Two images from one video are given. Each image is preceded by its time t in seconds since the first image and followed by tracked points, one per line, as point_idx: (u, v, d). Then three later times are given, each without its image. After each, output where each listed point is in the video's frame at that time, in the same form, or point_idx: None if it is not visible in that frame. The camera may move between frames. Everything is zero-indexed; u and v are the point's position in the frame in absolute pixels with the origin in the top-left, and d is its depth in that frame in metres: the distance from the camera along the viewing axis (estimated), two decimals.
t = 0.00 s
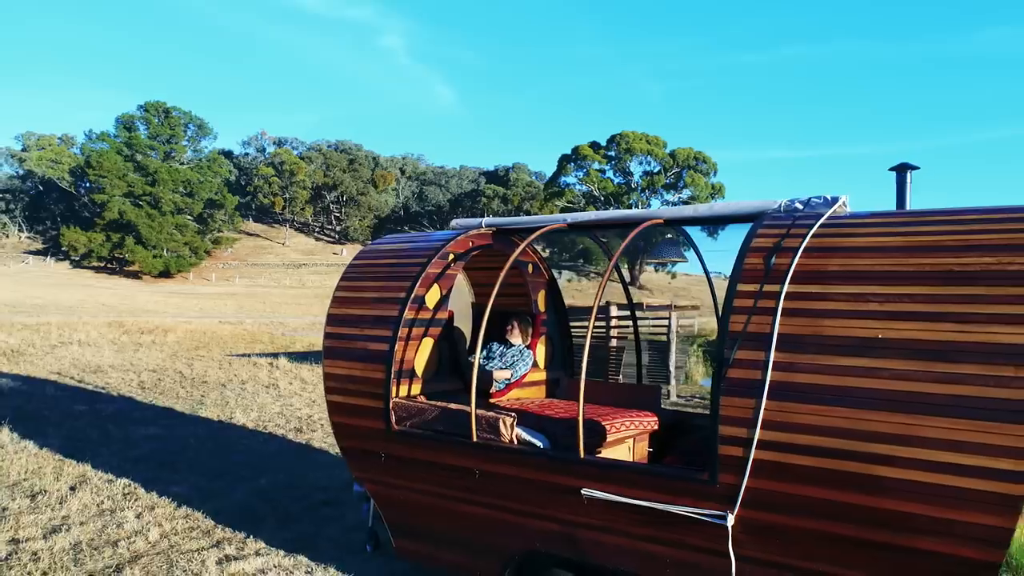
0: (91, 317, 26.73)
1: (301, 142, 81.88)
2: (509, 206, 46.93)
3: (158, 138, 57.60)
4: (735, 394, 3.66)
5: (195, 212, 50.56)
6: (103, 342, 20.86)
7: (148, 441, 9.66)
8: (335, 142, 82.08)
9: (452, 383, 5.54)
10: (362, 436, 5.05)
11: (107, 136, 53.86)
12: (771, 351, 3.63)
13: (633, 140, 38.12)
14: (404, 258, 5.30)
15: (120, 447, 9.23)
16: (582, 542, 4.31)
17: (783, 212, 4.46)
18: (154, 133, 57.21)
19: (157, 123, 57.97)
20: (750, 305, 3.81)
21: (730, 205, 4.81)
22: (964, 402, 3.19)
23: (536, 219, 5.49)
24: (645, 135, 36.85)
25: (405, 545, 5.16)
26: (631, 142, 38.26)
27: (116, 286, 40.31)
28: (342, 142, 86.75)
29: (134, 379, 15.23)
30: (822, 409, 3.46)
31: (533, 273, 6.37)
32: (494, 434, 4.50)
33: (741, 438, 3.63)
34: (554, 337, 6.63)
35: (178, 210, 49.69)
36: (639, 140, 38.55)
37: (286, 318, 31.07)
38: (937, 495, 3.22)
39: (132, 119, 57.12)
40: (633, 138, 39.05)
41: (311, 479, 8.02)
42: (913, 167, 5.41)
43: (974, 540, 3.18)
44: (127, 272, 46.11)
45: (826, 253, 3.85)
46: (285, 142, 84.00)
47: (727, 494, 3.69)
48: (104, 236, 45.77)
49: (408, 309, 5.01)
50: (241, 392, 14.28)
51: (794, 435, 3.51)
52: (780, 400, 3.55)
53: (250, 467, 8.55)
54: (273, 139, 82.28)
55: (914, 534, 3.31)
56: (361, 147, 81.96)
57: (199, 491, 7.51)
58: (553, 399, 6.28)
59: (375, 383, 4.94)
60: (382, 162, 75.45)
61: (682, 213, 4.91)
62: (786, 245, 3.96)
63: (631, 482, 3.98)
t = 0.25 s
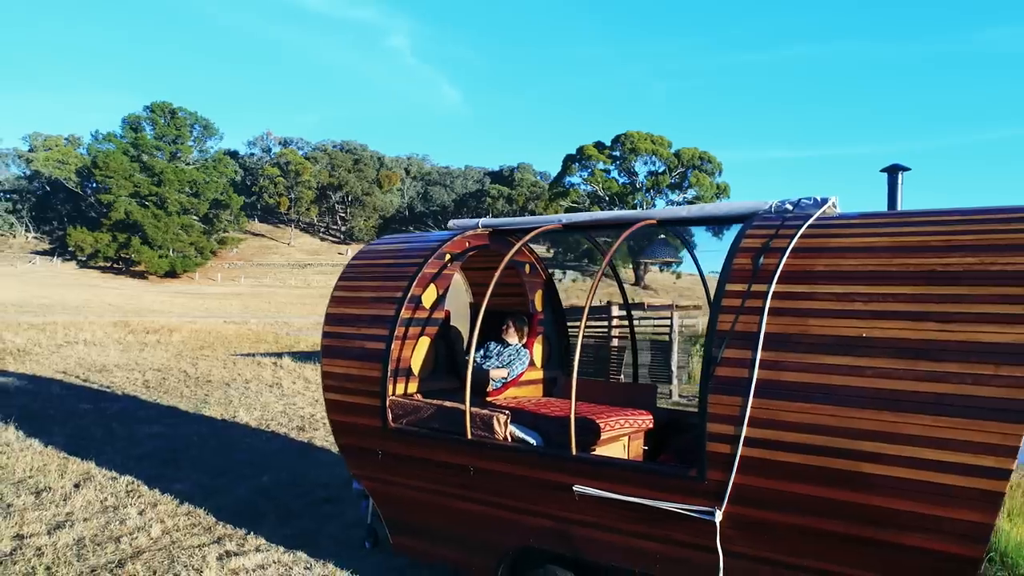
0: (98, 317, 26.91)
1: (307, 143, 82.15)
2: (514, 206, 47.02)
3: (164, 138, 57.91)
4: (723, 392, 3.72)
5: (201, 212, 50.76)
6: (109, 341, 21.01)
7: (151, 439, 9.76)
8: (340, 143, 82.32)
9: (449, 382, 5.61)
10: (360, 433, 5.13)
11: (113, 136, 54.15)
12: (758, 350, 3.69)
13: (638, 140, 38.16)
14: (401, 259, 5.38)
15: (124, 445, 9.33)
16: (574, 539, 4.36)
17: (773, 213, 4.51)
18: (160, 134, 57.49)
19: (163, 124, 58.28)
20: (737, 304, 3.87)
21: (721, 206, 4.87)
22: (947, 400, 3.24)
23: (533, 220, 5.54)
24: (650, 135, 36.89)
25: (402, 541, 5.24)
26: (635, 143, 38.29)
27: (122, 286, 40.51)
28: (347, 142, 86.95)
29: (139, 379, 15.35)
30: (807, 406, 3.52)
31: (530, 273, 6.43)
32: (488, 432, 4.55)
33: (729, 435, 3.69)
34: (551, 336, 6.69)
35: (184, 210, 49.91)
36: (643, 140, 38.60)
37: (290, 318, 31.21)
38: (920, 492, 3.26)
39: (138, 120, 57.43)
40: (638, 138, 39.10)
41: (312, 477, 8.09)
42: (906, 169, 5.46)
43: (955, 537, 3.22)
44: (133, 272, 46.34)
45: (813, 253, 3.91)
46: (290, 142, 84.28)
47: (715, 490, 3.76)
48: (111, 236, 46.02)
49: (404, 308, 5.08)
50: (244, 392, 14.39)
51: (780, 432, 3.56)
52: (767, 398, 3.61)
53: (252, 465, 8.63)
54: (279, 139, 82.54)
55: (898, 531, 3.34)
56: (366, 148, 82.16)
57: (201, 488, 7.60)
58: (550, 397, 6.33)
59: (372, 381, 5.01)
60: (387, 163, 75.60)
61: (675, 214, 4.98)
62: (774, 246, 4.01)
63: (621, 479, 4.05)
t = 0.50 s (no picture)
0: (103, 317, 27.07)
1: (312, 143, 82.38)
2: (518, 205, 47.08)
3: (169, 138, 58.19)
4: (712, 391, 3.78)
5: (206, 212, 50.95)
6: (114, 341, 21.14)
7: (155, 438, 9.85)
8: (345, 143, 82.49)
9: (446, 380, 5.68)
10: (358, 431, 5.20)
11: (119, 137, 54.40)
12: (746, 349, 3.75)
13: (642, 140, 38.19)
14: (399, 258, 5.45)
15: (128, 443, 9.41)
16: (567, 535, 4.41)
17: (765, 214, 4.57)
18: (165, 134, 57.74)
19: (168, 124, 58.52)
20: (728, 304, 3.92)
21: (714, 207, 4.92)
22: (931, 398, 3.30)
23: (532, 220, 5.62)
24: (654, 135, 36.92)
25: (399, 538, 5.30)
26: (640, 142, 38.31)
27: (127, 286, 40.69)
28: (351, 142, 87.15)
29: (143, 378, 15.45)
30: (794, 404, 3.57)
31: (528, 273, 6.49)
32: (483, 430, 4.64)
33: (718, 433, 3.75)
34: (548, 335, 6.75)
35: (189, 210, 50.11)
36: (648, 140, 38.62)
37: (294, 318, 31.32)
38: (904, 488, 3.32)
39: (143, 120, 57.69)
40: (642, 138, 39.14)
41: (314, 475, 8.17)
42: (898, 170, 5.51)
43: (939, 532, 3.28)
44: (138, 272, 46.55)
45: (802, 253, 3.96)
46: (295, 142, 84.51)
47: (705, 486, 3.81)
48: (116, 236, 46.24)
49: (402, 308, 5.15)
50: (247, 391, 14.48)
51: (767, 430, 3.62)
52: (755, 396, 3.67)
53: (254, 464, 8.70)
54: (283, 139, 82.76)
55: (884, 527, 3.39)
56: (371, 148, 82.32)
57: (203, 486, 7.67)
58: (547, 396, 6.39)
59: (369, 380, 5.08)
60: (392, 163, 75.74)
61: (670, 215, 5.05)
62: (764, 246, 4.07)
63: (613, 476, 4.11)
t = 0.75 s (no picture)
0: (109, 316, 27.27)
1: (317, 143, 82.86)
2: (523, 206, 47.19)
3: (175, 139, 58.57)
4: (701, 388, 3.85)
5: (212, 212, 51.18)
6: (120, 340, 21.31)
7: (160, 436, 9.96)
8: (350, 143, 82.86)
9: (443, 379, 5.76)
10: (356, 428, 5.28)
11: (126, 138, 54.75)
12: (735, 347, 3.82)
13: (647, 140, 38.26)
14: (397, 259, 5.53)
15: (133, 441, 9.52)
16: (561, 530, 4.48)
17: (757, 214, 4.63)
18: (172, 135, 58.08)
19: (174, 125, 58.90)
20: (717, 303, 3.99)
21: (707, 207, 5.00)
22: (914, 396, 3.35)
23: (528, 221, 5.69)
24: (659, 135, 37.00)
25: (397, 534, 5.37)
26: (645, 143, 38.38)
27: (133, 286, 40.91)
28: (357, 142, 87.42)
29: (149, 377, 15.59)
30: (781, 402, 3.63)
31: (525, 273, 6.56)
32: (478, 427, 4.71)
33: (707, 429, 3.81)
34: (546, 335, 6.84)
35: (196, 210, 50.38)
36: (652, 140, 38.69)
37: (299, 318, 31.47)
38: (889, 484, 3.37)
39: (150, 121, 58.03)
40: (647, 138, 39.22)
41: (315, 473, 8.25)
42: (891, 171, 5.56)
43: (922, 527, 3.33)
44: (144, 272, 46.82)
45: (790, 253, 4.03)
46: (301, 143, 84.95)
47: (694, 483, 3.88)
48: (123, 236, 46.54)
49: (400, 307, 5.23)
50: (251, 390, 14.61)
51: (755, 427, 3.68)
52: (742, 393, 3.73)
53: (257, 462, 8.79)
54: (289, 140, 83.18)
55: (869, 522, 3.45)
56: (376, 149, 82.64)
57: (206, 483, 7.77)
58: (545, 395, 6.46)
59: (367, 378, 5.16)
60: (397, 163, 75.95)
61: (662, 215, 5.13)
62: (753, 247, 4.13)
63: (605, 472, 4.18)
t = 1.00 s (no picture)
0: (114, 316, 27.42)
1: (321, 144, 83.04)
2: (527, 206, 47.26)
3: (180, 139, 58.79)
4: (691, 386, 3.91)
5: (217, 213, 51.34)
6: (124, 340, 21.44)
7: (163, 435, 10.05)
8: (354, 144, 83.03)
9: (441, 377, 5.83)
10: (354, 426, 5.35)
11: (131, 138, 54.98)
12: (723, 346, 3.88)
13: (651, 140, 38.30)
14: (394, 259, 5.60)
15: (136, 440, 9.62)
16: (554, 527, 4.55)
17: (748, 215, 4.70)
18: (177, 135, 58.32)
19: (179, 126, 59.14)
20: (707, 303, 4.05)
21: (700, 208, 5.06)
22: (898, 394, 3.41)
23: (525, 222, 5.75)
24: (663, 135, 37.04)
25: (394, 531, 5.45)
26: (649, 142, 38.41)
27: (138, 286, 41.08)
28: (361, 143, 87.61)
29: (153, 376, 15.70)
30: (768, 400, 3.70)
31: (523, 273, 6.63)
32: (473, 425, 4.79)
33: (696, 427, 3.88)
34: (544, 335, 6.91)
35: (200, 210, 50.56)
36: (656, 139, 38.72)
37: (303, 317, 31.59)
38: (874, 481, 3.43)
39: (155, 121, 58.27)
40: (651, 138, 39.25)
41: (316, 472, 8.32)
42: (884, 172, 5.61)
43: (905, 523, 3.40)
44: (150, 272, 47.01)
45: (778, 253, 4.09)
46: (305, 143, 85.17)
47: (683, 480, 3.94)
48: (128, 236, 46.75)
49: (397, 307, 5.31)
50: (254, 389, 14.71)
51: (742, 424, 3.74)
52: (730, 391, 3.79)
53: (259, 460, 8.87)
54: (293, 140, 83.42)
55: (854, 518, 3.51)
56: (381, 149, 82.77)
57: (208, 481, 7.85)
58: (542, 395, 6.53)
59: (365, 377, 5.24)
60: (402, 163, 76.07)
61: (656, 216, 5.19)
62: (743, 247, 4.19)
63: (597, 469, 4.25)
